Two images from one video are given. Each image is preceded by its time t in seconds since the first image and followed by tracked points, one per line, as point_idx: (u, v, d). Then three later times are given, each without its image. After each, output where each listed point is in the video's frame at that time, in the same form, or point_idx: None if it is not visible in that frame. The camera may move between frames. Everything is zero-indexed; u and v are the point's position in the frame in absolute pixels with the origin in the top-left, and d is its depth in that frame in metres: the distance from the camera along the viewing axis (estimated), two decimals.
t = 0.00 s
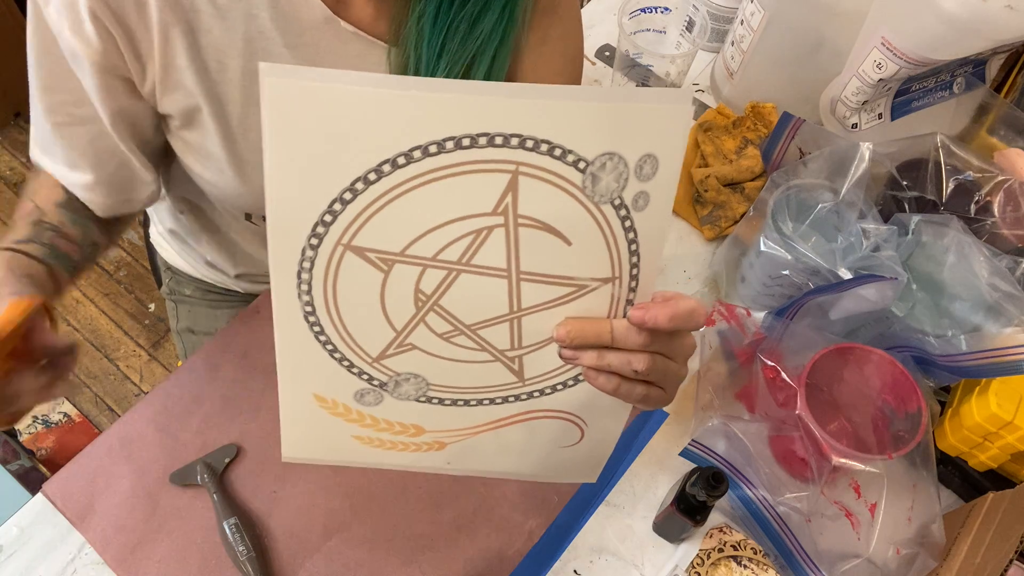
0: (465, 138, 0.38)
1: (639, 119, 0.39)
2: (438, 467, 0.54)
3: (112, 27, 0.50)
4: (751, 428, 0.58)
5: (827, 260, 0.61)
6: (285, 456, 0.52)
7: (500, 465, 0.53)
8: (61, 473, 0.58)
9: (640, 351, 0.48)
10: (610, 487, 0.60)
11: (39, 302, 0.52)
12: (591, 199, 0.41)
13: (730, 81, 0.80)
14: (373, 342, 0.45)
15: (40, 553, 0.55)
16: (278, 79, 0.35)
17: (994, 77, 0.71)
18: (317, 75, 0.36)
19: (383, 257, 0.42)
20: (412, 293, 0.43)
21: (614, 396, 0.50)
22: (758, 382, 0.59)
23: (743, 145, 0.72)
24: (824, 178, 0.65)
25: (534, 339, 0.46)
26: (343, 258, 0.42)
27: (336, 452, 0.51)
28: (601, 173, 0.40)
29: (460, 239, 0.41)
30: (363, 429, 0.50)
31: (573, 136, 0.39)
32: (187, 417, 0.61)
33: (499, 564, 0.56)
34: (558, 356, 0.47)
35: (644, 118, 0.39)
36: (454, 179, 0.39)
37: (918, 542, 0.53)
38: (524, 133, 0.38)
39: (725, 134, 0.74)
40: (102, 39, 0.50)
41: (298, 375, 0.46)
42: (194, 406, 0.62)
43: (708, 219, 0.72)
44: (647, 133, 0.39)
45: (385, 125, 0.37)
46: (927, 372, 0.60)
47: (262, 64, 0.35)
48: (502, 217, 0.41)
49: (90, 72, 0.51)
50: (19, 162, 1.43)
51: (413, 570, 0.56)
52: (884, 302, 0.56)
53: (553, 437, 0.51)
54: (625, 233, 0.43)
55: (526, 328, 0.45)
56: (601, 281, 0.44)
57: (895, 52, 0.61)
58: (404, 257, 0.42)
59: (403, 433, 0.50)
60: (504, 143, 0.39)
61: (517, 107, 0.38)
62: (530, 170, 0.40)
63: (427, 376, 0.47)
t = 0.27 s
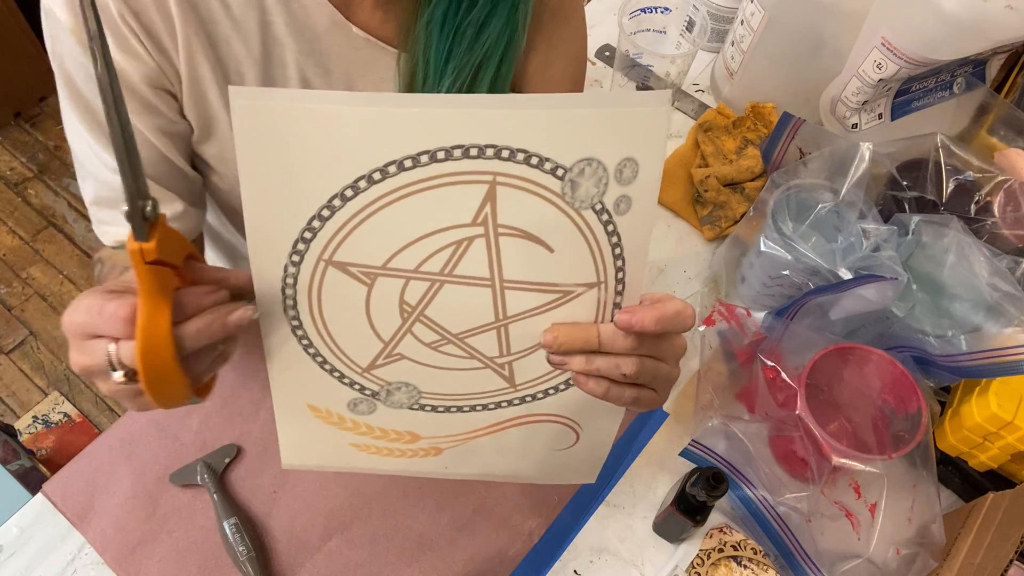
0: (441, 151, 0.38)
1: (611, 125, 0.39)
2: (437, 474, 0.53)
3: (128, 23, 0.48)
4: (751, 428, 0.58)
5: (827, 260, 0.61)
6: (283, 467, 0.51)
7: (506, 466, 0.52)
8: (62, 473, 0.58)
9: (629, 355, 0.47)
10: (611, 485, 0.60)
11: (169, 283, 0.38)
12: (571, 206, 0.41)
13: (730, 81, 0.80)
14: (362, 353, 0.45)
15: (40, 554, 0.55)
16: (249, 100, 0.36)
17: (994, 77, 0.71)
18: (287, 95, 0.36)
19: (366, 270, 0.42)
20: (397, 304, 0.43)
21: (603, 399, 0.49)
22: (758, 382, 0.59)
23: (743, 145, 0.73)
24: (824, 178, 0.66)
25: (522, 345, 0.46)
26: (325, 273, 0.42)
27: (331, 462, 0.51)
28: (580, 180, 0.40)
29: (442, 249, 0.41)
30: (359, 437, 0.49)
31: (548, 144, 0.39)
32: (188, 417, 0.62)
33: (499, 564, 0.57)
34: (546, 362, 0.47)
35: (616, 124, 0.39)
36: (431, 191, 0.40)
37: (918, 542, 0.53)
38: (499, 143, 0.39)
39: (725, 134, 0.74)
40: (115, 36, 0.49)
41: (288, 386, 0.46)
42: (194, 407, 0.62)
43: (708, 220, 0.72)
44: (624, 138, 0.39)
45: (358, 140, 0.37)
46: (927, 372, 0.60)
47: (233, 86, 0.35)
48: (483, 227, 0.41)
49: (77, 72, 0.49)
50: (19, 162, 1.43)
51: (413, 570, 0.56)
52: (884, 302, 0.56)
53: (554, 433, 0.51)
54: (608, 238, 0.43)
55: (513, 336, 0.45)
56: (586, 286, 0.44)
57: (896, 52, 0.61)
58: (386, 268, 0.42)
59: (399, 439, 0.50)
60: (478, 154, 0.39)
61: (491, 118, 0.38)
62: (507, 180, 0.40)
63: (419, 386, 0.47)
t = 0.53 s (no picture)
0: (415, 146, 0.39)
1: (576, 103, 0.40)
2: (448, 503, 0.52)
3: (142, 64, 0.46)
4: (751, 429, 0.58)
5: (827, 260, 0.61)
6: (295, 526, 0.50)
7: (495, 475, 0.51)
8: (62, 474, 0.59)
9: (628, 339, 0.47)
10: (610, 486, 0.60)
11: (172, 303, 0.38)
12: (552, 192, 0.42)
13: (730, 81, 0.80)
14: (360, 375, 0.45)
15: (40, 553, 0.55)
16: (218, 119, 0.36)
17: (995, 77, 0.71)
18: (255, 107, 0.36)
19: (356, 282, 0.42)
20: (391, 315, 0.43)
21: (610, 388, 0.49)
22: (758, 383, 0.60)
23: (743, 146, 0.73)
24: (824, 178, 0.66)
25: (521, 344, 0.46)
26: (316, 290, 0.41)
27: (346, 510, 0.49)
28: (557, 164, 0.41)
29: (430, 249, 0.42)
30: (369, 475, 0.49)
31: (520, 131, 0.40)
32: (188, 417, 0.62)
33: (499, 564, 0.57)
34: (548, 356, 0.47)
35: (581, 103, 0.40)
36: (413, 188, 0.40)
37: (918, 542, 0.53)
38: (472, 134, 0.39)
39: (725, 134, 0.74)
40: (134, 83, 0.47)
41: (294, 432, 0.45)
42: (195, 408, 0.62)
43: (708, 220, 0.72)
44: (593, 118, 0.40)
45: (332, 143, 0.38)
46: (927, 372, 0.60)
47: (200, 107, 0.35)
48: (467, 221, 0.41)
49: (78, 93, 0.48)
50: (18, 161, 1.43)
51: (413, 569, 0.56)
52: (885, 302, 0.56)
53: (555, 435, 0.51)
54: (593, 222, 0.43)
55: (510, 334, 0.45)
56: (576, 273, 0.44)
57: (895, 51, 0.61)
58: (376, 277, 0.42)
59: (411, 469, 0.49)
60: (453, 147, 0.39)
61: (460, 109, 0.39)
62: (485, 172, 0.41)
63: (423, 405, 0.47)
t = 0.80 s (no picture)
0: (383, 118, 0.41)
1: (536, 69, 0.42)
2: (455, 489, 0.51)
3: (153, 102, 0.50)
4: (751, 429, 0.58)
5: (828, 260, 0.61)
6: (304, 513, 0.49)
7: (496, 472, 0.51)
8: (63, 474, 0.59)
9: (612, 301, 0.49)
10: (610, 486, 0.60)
11: (152, 298, 0.38)
12: (524, 158, 0.43)
13: (730, 82, 0.80)
14: (352, 352, 0.45)
15: (40, 554, 0.55)
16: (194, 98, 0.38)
17: (995, 77, 0.71)
18: (227, 87, 0.38)
19: (339, 257, 0.43)
20: (377, 290, 0.44)
21: (601, 355, 0.50)
22: (759, 383, 0.60)
23: (743, 146, 0.73)
24: (824, 179, 0.66)
25: (511, 316, 0.47)
26: (301, 267, 0.43)
27: (353, 495, 0.49)
28: (526, 130, 0.43)
29: (408, 220, 0.43)
30: (374, 458, 0.49)
31: (487, 99, 0.42)
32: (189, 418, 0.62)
33: (499, 564, 0.57)
34: (540, 327, 0.48)
35: (540, 68, 0.42)
36: (389, 158, 0.42)
37: (918, 543, 0.53)
38: (439, 104, 0.41)
39: (725, 135, 0.74)
40: (148, 119, 0.50)
41: (294, 412, 0.46)
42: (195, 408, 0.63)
43: (708, 220, 0.72)
44: (558, 84, 0.42)
45: (304, 117, 0.40)
46: (927, 372, 0.60)
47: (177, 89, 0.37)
48: (442, 190, 0.43)
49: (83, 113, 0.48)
50: (19, 161, 1.43)
51: (413, 569, 0.56)
52: (884, 303, 0.56)
53: (559, 432, 0.51)
54: (569, 186, 0.44)
55: (497, 304, 0.46)
56: (558, 239, 0.45)
57: (894, 51, 0.61)
58: (359, 251, 0.43)
59: (415, 452, 0.49)
60: (421, 116, 0.41)
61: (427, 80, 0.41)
62: (457, 141, 0.42)
63: (417, 382, 0.47)
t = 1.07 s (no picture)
0: (386, 108, 0.41)
1: (539, 63, 0.42)
2: (454, 488, 0.51)
3: (147, 110, 0.50)
4: (751, 429, 0.58)
5: (828, 260, 0.60)
6: (300, 513, 0.49)
7: (495, 472, 0.51)
8: (62, 474, 0.59)
9: (610, 296, 0.49)
10: (611, 487, 0.60)
11: (157, 271, 0.39)
12: (524, 150, 0.44)
13: (730, 82, 0.80)
14: (351, 345, 0.45)
15: (40, 554, 0.55)
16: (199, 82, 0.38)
17: (995, 77, 0.71)
18: (234, 73, 0.39)
19: (338, 247, 0.43)
20: (377, 281, 0.44)
21: (600, 349, 0.50)
22: (759, 383, 0.60)
23: (743, 146, 0.73)
24: (824, 179, 0.66)
25: (510, 309, 0.47)
26: (300, 257, 0.43)
27: (350, 494, 0.49)
28: (527, 123, 0.43)
29: (408, 210, 0.43)
30: (370, 456, 0.48)
31: (488, 90, 0.42)
32: (189, 418, 0.62)
33: (499, 564, 0.57)
34: (539, 321, 0.48)
35: (543, 62, 0.42)
36: (390, 149, 0.42)
37: (918, 543, 0.53)
38: (441, 95, 0.42)
39: (725, 135, 0.74)
40: (140, 127, 0.51)
41: (291, 407, 0.46)
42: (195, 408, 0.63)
43: (708, 220, 0.72)
44: (560, 77, 0.43)
45: (307, 106, 0.40)
46: (927, 372, 0.60)
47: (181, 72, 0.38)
48: (442, 181, 0.43)
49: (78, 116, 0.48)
50: (19, 161, 1.43)
51: (413, 569, 0.56)
52: (885, 303, 0.56)
53: (560, 431, 0.51)
54: (569, 179, 0.45)
55: (497, 297, 0.46)
56: (557, 231, 0.46)
57: (894, 52, 0.61)
58: (359, 242, 0.43)
59: (412, 449, 0.49)
60: (423, 107, 0.42)
61: (429, 72, 0.41)
62: (457, 131, 0.43)
63: (415, 375, 0.47)
